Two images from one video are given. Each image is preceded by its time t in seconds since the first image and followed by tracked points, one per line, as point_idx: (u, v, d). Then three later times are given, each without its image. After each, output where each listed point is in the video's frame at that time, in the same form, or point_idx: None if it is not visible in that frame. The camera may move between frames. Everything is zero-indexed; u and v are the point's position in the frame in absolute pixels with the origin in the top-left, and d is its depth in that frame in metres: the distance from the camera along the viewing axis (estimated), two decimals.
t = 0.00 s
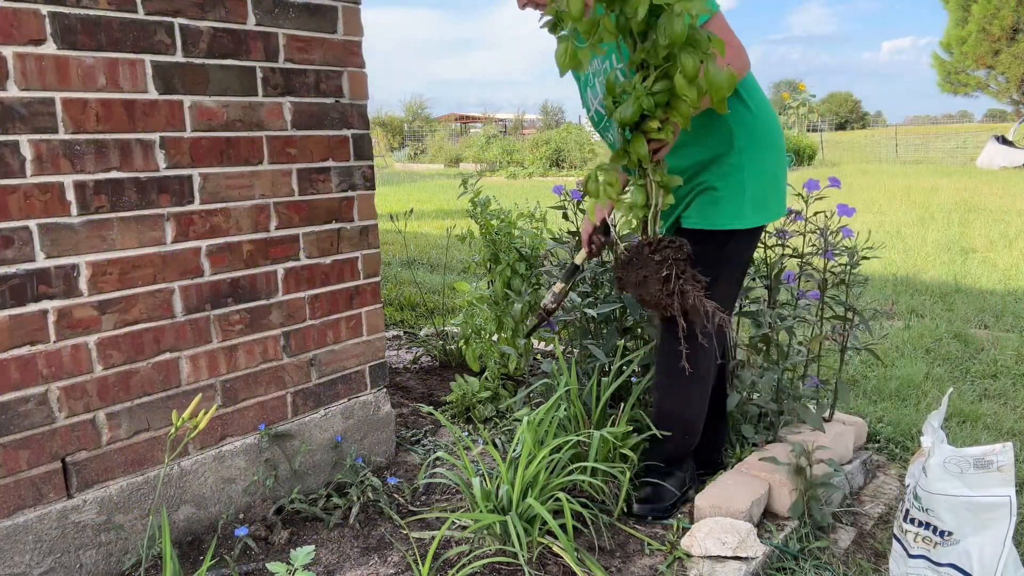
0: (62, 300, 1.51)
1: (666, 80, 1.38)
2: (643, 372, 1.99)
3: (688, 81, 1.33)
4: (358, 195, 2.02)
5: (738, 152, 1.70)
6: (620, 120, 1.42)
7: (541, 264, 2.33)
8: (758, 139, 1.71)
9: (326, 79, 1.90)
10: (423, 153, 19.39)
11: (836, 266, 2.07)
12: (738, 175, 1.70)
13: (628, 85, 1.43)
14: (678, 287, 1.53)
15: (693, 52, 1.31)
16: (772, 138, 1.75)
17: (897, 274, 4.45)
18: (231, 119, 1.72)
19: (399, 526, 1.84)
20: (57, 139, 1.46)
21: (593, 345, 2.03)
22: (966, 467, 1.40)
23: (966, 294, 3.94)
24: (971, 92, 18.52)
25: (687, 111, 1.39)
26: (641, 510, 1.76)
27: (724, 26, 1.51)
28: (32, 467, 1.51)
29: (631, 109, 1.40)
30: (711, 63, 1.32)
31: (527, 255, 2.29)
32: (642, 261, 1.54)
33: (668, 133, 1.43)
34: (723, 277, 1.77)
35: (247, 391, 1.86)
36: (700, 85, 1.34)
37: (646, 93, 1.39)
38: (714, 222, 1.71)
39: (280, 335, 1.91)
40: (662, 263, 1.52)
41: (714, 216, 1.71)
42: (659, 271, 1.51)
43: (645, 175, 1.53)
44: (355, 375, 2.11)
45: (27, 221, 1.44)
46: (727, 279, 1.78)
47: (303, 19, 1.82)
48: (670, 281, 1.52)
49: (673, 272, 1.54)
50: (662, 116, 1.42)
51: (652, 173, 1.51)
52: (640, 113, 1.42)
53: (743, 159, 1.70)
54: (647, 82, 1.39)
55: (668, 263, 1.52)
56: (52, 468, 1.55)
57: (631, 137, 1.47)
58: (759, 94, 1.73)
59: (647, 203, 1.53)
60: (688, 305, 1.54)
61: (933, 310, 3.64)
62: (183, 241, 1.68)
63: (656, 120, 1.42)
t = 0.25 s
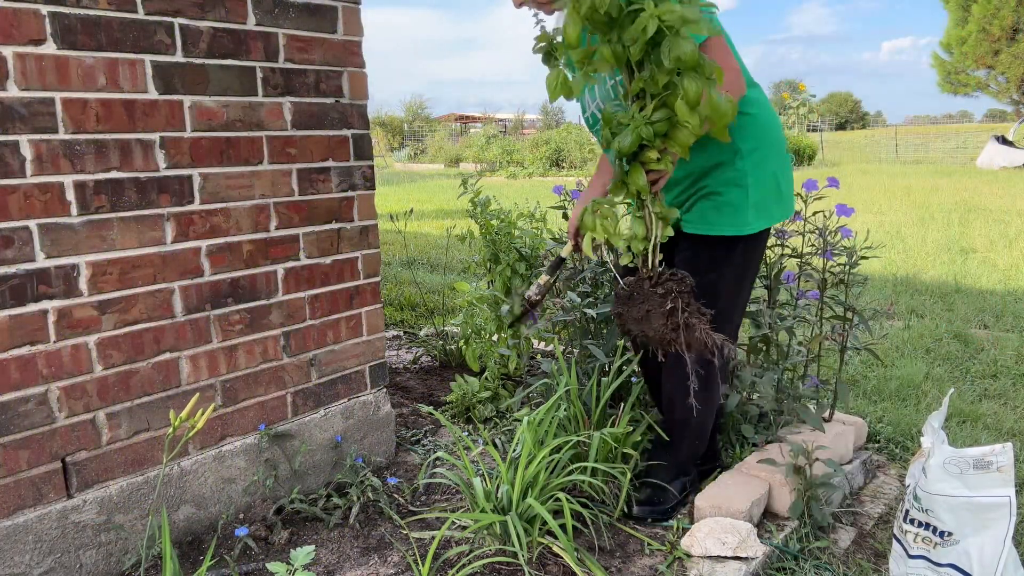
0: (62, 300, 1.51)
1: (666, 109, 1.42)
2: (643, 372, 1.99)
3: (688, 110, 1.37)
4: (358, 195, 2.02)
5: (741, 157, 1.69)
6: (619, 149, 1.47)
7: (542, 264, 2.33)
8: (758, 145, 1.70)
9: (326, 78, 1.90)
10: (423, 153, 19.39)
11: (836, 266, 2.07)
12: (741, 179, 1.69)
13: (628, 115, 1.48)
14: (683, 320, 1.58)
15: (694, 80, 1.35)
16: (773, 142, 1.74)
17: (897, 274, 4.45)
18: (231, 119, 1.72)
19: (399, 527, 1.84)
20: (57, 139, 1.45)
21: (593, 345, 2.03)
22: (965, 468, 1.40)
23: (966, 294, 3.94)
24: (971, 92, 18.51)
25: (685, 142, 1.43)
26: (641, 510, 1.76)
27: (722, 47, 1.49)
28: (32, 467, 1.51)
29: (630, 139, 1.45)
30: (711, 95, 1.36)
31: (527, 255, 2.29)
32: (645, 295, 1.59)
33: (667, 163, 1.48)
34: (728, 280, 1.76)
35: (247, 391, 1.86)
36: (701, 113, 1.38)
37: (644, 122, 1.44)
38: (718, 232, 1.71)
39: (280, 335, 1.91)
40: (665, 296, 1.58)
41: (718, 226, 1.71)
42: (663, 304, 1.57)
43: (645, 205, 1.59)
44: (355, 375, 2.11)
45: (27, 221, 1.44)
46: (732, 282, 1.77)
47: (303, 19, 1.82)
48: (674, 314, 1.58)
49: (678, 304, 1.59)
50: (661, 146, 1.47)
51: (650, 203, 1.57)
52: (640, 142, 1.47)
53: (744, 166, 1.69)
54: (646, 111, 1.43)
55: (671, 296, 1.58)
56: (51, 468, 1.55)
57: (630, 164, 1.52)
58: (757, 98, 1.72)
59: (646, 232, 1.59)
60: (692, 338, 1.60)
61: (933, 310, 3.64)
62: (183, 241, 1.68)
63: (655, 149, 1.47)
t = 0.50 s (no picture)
0: (62, 300, 1.51)
1: (654, 135, 1.42)
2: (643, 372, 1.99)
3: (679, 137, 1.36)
4: (358, 195, 2.02)
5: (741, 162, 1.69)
6: (605, 172, 1.47)
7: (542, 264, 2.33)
8: (758, 149, 1.71)
9: (326, 79, 1.90)
10: (424, 153, 19.39)
11: (836, 266, 2.07)
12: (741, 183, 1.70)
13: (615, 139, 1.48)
14: (664, 347, 1.58)
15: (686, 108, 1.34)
16: (773, 146, 1.74)
17: (897, 274, 4.45)
18: (231, 119, 1.72)
19: (398, 527, 1.84)
20: (57, 139, 1.45)
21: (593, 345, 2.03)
22: (966, 468, 1.40)
23: (966, 294, 3.94)
24: (971, 92, 18.51)
25: (673, 168, 1.43)
26: (641, 509, 1.77)
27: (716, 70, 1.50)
28: (32, 467, 1.51)
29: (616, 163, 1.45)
30: (705, 124, 1.36)
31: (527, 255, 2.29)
32: (625, 320, 1.59)
33: (652, 188, 1.49)
34: (729, 280, 1.76)
35: (247, 391, 1.86)
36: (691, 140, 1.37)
37: (632, 147, 1.43)
38: (714, 236, 1.72)
39: (280, 335, 1.90)
40: (646, 323, 1.57)
41: (713, 230, 1.71)
42: (643, 331, 1.56)
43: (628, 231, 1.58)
44: (355, 375, 2.11)
45: (27, 221, 1.44)
46: (732, 283, 1.76)
47: (303, 19, 1.82)
48: (655, 341, 1.57)
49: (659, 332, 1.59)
50: (647, 170, 1.47)
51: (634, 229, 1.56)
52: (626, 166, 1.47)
53: (743, 171, 1.70)
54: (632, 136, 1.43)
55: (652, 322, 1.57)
56: (51, 468, 1.55)
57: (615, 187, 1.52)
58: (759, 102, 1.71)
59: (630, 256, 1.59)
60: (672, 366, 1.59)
61: (933, 310, 3.64)
62: (183, 240, 1.68)
63: (641, 174, 1.48)
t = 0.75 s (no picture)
0: (62, 300, 1.51)
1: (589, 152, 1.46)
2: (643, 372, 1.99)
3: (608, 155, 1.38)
4: (358, 195, 2.02)
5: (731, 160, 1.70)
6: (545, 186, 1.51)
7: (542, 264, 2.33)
8: (748, 148, 1.72)
9: (326, 79, 1.90)
10: (424, 153, 19.39)
11: (836, 266, 2.07)
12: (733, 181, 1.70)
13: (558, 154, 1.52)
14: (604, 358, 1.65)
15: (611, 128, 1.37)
16: (762, 146, 1.75)
17: (897, 274, 4.45)
18: (231, 119, 1.72)
19: (398, 526, 1.84)
20: (57, 139, 1.45)
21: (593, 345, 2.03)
22: (966, 468, 1.41)
23: (966, 294, 3.94)
24: (971, 92, 18.50)
25: (610, 185, 1.44)
26: (641, 510, 1.76)
27: (690, 88, 1.54)
28: (32, 467, 1.51)
29: (554, 177, 1.48)
30: (635, 142, 1.37)
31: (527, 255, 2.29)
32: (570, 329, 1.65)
33: (592, 202, 1.51)
34: (721, 279, 1.75)
35: (247, 391, 1.86)
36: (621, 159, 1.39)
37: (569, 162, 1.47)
38: (702, 233, 1.72)
39: (280, 335, 1.90)
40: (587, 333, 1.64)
41: (702, 227, 1.71)
42: (585, 341, 1.63)
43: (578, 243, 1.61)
44: (355, 375, 2.11)
45: (27, 221, 1.44)
46: (728, 281, 1.76)
47: (303, 19, 1.82)
48: (596, 351, 1.64)
49: (600, 342, 1.66)
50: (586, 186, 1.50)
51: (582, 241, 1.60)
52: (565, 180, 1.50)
53: (735, 169, 1.70)
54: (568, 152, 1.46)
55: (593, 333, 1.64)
56: (51, 468, 1.55)
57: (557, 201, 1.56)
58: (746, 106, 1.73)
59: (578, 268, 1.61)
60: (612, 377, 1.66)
61: (933, 310, 3.64)
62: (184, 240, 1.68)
63: (581, 189, 1.51)
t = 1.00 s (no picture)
0: (62, 300, 1.51)
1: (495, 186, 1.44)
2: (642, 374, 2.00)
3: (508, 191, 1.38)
4: (358, 195, 2.02)
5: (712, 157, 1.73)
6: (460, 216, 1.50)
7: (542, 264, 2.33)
8: (727, 144, 1.76)
9: (326, 79, 1.90)
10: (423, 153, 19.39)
11: (836, 266, 2.07)
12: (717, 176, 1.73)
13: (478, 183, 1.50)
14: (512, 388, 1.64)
15: (510, 166, 1.36)
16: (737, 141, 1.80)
17: (897, 274, 4.45)
18: (231, 119, 1.72)
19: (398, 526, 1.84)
20: (57, 139, 1.45)
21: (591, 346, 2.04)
22: (965, 467, 1.40)
23: (965, 294, 3.95)
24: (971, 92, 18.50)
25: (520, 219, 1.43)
26: (641, 510, 1.76)
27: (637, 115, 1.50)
28: (32, 467, 1.51)
29: (469, 208, 1.47)
30: (532, 182, 1.34)
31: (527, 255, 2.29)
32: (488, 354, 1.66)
33: (506, 236, 1.49)
34: (710, 273, 1.75)
35: (247, 391, 1.86)
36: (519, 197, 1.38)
37: (484, 194, 1.46)
38: (706, 228, 1.71)
39: (280, 335, 1.90)
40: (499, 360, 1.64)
41: (703, 221, 1.71)
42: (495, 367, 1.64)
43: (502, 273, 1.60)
44: (355, 375, 2.11)
45: (27, 221, 1.44)
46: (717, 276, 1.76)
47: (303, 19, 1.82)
48: (505, 378, 1.65)
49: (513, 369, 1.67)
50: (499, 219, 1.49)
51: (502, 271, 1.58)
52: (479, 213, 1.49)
53: (719, 165, 1.73)
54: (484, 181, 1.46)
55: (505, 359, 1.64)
56: (50, 468, 1.55)
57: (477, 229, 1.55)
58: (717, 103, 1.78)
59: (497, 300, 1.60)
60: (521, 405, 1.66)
61: (933, 310, 3.65)
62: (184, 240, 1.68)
63: (495, 222, 1.49)
